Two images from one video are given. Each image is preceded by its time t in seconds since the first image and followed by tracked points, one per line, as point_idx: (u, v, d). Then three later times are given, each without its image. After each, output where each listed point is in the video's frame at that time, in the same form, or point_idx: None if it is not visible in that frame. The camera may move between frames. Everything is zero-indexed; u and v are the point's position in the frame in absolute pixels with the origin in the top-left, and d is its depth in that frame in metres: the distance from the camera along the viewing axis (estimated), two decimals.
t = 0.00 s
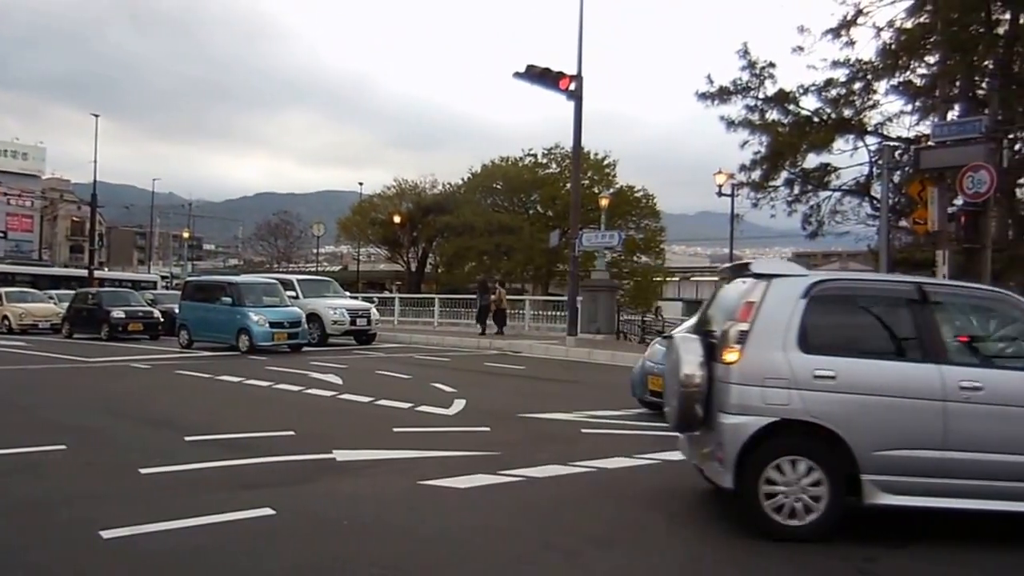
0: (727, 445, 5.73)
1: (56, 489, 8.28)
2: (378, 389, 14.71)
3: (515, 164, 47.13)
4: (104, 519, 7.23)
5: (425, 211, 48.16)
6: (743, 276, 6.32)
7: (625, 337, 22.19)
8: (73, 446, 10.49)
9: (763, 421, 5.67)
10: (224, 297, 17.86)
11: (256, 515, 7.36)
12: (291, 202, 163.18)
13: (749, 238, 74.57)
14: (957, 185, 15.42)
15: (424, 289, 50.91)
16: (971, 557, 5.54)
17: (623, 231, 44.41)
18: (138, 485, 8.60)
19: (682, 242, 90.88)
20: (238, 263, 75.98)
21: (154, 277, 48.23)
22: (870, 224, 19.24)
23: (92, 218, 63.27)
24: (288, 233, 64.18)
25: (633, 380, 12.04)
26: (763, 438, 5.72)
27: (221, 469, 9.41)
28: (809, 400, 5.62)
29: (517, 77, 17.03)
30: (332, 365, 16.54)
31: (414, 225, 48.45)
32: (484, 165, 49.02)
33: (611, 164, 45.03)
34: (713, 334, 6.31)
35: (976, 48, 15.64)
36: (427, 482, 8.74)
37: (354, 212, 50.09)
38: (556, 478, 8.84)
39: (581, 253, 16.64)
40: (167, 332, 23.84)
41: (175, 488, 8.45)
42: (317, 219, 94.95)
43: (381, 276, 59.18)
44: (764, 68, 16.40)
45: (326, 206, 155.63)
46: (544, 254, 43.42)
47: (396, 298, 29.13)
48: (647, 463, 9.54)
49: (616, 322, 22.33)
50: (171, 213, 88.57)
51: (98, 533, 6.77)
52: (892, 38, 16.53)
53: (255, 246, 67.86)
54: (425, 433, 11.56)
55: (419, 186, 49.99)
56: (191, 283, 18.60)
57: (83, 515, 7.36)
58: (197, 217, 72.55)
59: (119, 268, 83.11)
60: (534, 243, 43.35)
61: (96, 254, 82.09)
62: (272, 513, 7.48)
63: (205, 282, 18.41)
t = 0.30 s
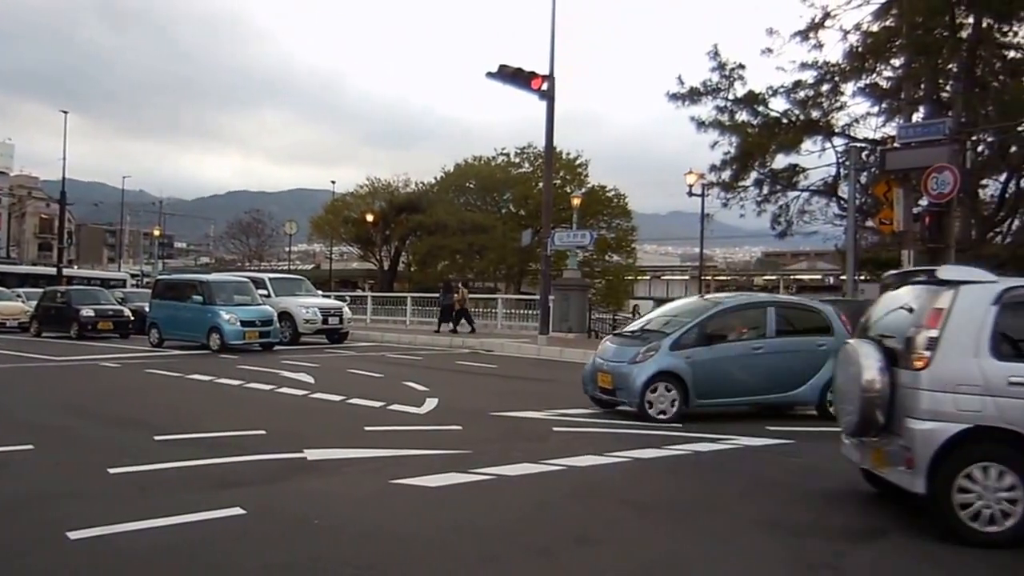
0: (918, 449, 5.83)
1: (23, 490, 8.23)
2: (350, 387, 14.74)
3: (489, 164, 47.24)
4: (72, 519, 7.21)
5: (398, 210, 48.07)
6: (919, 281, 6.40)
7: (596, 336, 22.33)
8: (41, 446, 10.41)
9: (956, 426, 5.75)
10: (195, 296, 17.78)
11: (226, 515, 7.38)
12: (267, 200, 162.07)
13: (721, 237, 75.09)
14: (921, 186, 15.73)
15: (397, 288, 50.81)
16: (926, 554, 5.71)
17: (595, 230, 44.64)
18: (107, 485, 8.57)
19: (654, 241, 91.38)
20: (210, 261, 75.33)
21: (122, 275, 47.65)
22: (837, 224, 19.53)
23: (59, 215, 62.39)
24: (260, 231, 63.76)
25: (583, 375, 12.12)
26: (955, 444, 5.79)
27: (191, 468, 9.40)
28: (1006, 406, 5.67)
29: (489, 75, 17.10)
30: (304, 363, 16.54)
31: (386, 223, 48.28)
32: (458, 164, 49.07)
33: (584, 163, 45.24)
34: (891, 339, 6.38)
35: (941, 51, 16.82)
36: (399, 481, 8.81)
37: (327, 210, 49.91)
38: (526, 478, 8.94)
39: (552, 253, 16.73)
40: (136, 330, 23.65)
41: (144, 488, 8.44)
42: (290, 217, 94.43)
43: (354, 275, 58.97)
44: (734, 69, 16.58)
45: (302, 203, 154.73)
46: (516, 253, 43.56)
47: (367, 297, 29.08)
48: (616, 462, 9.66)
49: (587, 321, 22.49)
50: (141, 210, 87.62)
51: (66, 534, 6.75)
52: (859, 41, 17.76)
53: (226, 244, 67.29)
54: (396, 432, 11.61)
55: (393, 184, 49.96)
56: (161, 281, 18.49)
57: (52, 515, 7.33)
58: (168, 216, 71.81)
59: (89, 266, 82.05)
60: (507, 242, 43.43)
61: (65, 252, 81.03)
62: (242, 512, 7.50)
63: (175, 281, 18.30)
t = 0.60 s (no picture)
0: None
1: None
2: (321, 387, 14.75)
3: (462, 163, 47.27)
4: (39, 520, 7.19)
5: (371, 209, 47.83)
6: None
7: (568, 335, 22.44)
8: (8, 446, 10.34)
9: None
10: (166, 295, 17.70)
11: (194, 515, 7.40)
12: (244, 197, 161.03)
13: (691, 237, 75.59)
14: (888, 188, 15.97)
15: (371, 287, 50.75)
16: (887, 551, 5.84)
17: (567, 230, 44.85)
18: (74, 485, 8.54)
19: (627, 241, 91.88)
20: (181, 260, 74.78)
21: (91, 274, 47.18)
22: (806, 224, 19.78)
23: (26, 214, 61.60)
24: (231, 230, 63.40)
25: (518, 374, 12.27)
26: None
27: (160, 468, 9.39)
28: None
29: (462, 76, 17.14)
30: (276, 363, 16.51)
31: (358, 223, 47.97)
32: (431, 164, 49.01)
33: (556, 163, 45.42)
34: None
35: (905, 54, 18.72)
36: (369, 480, 8.85)
37: (300, 209, 49.86)
38: (497, 477, 9.02)
39: (524, 253, 16.81)
40: (105, 329, 23.49)
41: (112, 488, 8.42)
42: (263, 217, 93.96)
43: (328, 274, 58.80)
44: (704, 71, 16.74)
45: (279, 201, 153.91)
46: (489, 252, 43.66)
47: (338, 296, 29.01)
48: (586, 461, 9.78)
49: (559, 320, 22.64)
50: (111, 208, 86.82)
51: (32, 535, 6.73)
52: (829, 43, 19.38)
53: (197, 243, 66.80)
54: (366, 431, 11.65)
55: (366, 184, 50.08)
56: (131, 280, 18.39)
57: (18, 516, 7.30)
58: (138, 214, 71.18)
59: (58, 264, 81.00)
60: (479, 241, 43.46)
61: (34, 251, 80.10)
62: (211, 512, 7.52)
63: (146, 280, 18.21)
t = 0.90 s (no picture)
0: None
1: None
2: (293, 387, 14.69)
3: (436, 162, 47.23)
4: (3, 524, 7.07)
5: (344, 209, 48.36)
6: None
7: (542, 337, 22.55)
8: None
9: None
10: (136, 295, 17.52)
11: (162, 517, 7.33)
12: (218, 195, 159.61)
13: (664, 237, 76.11)
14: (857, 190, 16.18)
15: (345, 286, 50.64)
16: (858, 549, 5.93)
17: (541, 230, 45.01)
18: (40, 488, 8.42)
19: (600, 241, 92.30)
20: (151, 260, 73.99)
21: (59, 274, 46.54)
22: (776, 224, 20.01)
23: None
24: (203, 229, 62.90)
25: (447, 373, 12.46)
26: None
27: (128, 470, 9.29)
28: None
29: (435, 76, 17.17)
30: (248, 363, 16.42)
31: (331, 222, 48.32)
32: (405, 163, 48.95)
33: (529, 164, 45.60)
34: None
35: (874, 58, 19.31)
36: (341, 481, 8.82)
37: (272, 208, 49.73)
38: (469, 478, 9.02)
39: (497, 253, 16.85)
40: (73, 329, 23.23)
41: (80, 490, 8.31)
42: (236, 216, 93.22)
43: (301, 274, 58.53)
44: (677, 72, 16.86)
45: (254, 199, 152.75)
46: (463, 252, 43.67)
47: (310, 296, 28.89)
48: (557, 461, 9.81)
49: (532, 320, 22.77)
50: (80, 206, 85.73)
51: None
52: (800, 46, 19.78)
53: (168, 243, 66.15)
54: (338, 431, 11.61)
55: (339, 183, 50.17)
56: (100, 280, 18.18)
57: None
58: (107, 213, 70.33)
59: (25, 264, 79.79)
60: (453, 241, 43.46)
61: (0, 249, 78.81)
62: (180, 514, 7.46)
63: (115, 279, 18.03)
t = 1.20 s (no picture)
0: None
1: None
2: (264, 387, 14.58)
3: (410, 162, 46.97)
4: None
5: (318, 208, 48.18)
6: None
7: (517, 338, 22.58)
8: None
9: None
10: (104, 294, 17.27)
11: (130, 521, 7.22)
12: (190, 193, 157.77)
13: (638, 239, 76.47)
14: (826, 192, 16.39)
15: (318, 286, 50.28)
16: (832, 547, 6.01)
17: (516, 230, 45.03)
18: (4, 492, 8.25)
19: (575, 241, 92.47)
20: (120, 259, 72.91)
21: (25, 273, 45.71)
22: (749, 225, 20.20)
23: None
24: (173, 228, 62.14)
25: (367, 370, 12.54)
26: None
27: (95, 472, 9.14)
28: None
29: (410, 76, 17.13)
30: (220, 363, 16.26)
31: (305, 221, 48.13)
32: (380, 162, 48.71)
33: (504, 164, 45.62)
34: None
35: (844, 62, 19.68)
36: (313, 483, 8.76)
37: (244, 207, 49.29)
38: (442, 478, 8.99)
39: (472, 252, 16.84)
40: (40, 329, 22.84)
41: (46, 493, 8.17)
42: (207, 215, 92.18)
43: (274, 273, 58.05)
44: (651, 74, 16.95)
45: (226, 197, 151.16)
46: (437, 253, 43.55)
47: (283, 296, 28.67)
48: (529, 461, 9.83)
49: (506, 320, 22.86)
50: (47, 204, 84.30)
51: None
52: (772, 49, 20.01)
53: (137, 242, 65.24)
54: (309, 432, 11.53)
55: (313, 182, 49.96)
56: (68, 279, 17.89)
57: None
58: (75, 211, 69.18)
59: None
60: (427, 241, 43.33)
61: None
62: (149, 517, 7.36)
63: (83, 278, 17.75)
